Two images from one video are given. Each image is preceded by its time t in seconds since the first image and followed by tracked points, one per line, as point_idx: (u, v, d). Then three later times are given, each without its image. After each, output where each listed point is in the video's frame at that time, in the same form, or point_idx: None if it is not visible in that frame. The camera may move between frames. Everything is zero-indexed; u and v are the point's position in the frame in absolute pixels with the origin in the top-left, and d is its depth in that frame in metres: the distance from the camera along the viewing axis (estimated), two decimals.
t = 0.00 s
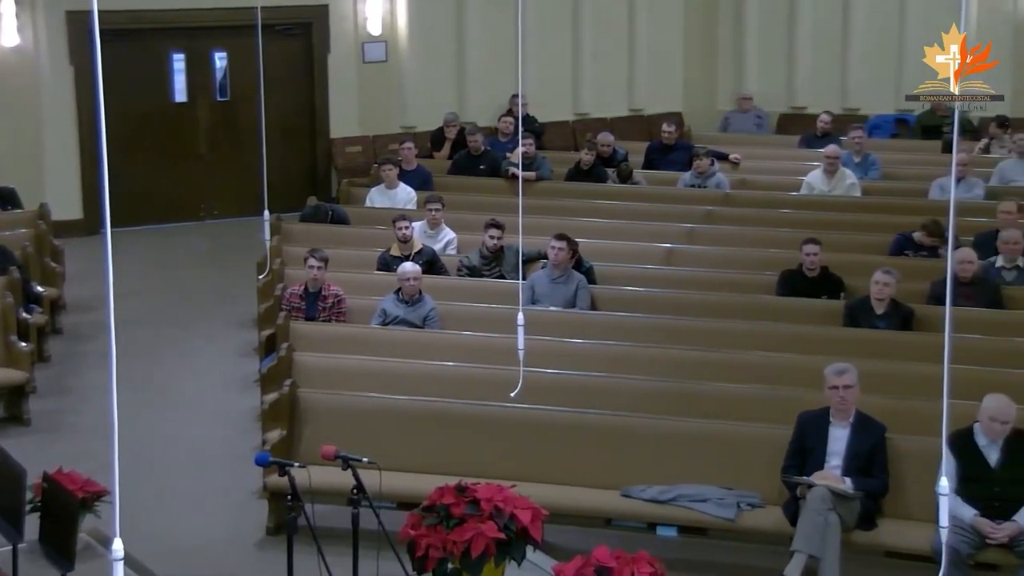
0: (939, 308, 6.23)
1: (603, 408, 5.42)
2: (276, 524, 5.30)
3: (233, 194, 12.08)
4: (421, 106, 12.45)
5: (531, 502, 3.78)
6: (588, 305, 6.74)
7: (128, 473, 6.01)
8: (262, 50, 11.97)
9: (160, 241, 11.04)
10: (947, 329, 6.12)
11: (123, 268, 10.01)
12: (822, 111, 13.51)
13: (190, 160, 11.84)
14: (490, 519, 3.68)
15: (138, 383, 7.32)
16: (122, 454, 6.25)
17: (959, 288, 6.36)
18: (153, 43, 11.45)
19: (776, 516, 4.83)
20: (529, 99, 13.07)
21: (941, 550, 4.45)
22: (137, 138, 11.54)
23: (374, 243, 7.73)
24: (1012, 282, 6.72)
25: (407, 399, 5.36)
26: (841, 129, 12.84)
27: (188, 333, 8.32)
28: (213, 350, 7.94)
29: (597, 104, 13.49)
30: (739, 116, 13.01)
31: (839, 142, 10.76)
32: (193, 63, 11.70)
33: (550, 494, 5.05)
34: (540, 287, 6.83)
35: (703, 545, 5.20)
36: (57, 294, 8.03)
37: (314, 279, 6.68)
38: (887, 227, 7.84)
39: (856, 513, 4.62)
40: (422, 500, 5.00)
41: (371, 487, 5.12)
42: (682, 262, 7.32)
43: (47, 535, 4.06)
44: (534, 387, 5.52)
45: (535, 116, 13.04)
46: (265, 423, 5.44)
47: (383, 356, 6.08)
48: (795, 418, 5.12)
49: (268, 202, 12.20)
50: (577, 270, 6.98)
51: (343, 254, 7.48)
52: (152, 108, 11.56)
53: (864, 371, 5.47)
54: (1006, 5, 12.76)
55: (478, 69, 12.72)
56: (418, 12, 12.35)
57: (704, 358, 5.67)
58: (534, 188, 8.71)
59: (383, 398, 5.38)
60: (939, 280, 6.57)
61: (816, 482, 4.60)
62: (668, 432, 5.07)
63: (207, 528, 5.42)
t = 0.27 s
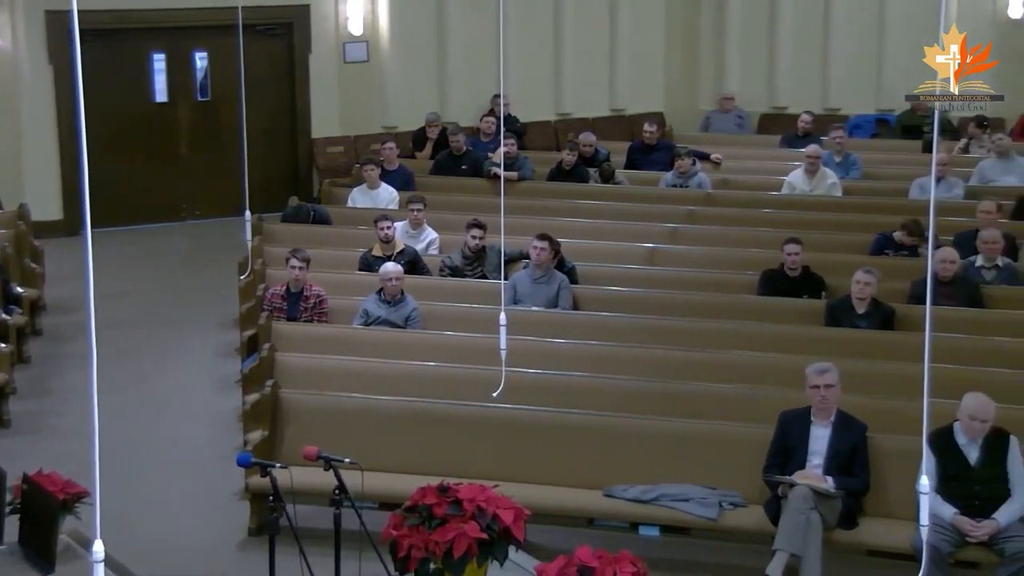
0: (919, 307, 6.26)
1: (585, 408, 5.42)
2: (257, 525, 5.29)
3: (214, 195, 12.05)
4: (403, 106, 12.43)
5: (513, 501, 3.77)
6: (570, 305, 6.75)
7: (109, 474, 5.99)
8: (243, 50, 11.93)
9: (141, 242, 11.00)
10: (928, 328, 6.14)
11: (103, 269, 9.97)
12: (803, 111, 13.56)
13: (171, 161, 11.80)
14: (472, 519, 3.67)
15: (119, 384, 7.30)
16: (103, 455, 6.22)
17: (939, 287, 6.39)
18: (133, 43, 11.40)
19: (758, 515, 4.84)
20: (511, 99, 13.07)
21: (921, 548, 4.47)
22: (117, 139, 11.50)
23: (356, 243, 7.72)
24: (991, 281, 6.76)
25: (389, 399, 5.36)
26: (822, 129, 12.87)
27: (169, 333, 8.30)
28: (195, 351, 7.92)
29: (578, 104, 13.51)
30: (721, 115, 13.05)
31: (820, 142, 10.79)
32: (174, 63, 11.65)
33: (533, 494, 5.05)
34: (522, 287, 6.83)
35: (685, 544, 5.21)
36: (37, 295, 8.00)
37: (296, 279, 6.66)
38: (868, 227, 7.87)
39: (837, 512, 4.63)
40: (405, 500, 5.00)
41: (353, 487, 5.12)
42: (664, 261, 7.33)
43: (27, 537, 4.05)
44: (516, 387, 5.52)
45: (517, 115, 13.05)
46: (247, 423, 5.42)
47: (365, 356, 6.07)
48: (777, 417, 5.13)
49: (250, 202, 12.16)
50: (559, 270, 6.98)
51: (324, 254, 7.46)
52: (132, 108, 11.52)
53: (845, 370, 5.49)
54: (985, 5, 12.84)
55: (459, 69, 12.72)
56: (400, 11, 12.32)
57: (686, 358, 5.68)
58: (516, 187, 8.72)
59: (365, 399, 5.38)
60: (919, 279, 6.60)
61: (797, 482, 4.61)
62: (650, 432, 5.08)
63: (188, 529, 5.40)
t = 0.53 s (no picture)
0: (900, 307, 6.28)
1: (567, 408, 5.42)
2: (239, 526, 5.28)
3: (196, 195, 12.01)
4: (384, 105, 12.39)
5: (496, 502, 3.74)
6: (552, 305, 6.75)
7: (90, 475, 5.97)
8: (223, 50, 11.89)
9: (122, 243, 10.95)
10: (907, 327, 6.17)
11: (84, 270, 9.92)
12: (784, 111, 13.60)
13: (152, 161, 11.76)
14: (454, 519, 3.63)
15: (99, 385, 7.26)
16: (82, 457, 6.19)
17: (919, 286, 6.42)
18: (113, 43, 11.36)
19: (740, 514, 4.86)
20: (492, 98, 13.07)
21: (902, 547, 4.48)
22: (97, 138, 11.46)
23: (338, 243, 7.71)
24: (971, 280, 6.79)
25: (370, 400, 5.35)
26: (803, 129, 12.90)
27: (149, 334, 8.26)
28: (176, 352, 7.89)
29: (560, 105, 13.53)
30: (702, 115, 13.08)
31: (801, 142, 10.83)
32: (155, 63, 11.60)
33: (516, 494, 5.05)
34: (504, 287, 6.83)
35: (668, 543, 5.22)
36: (16, 296, 7.96)
37: (277, 280, 6.65)
38: (850, 227, 7.89)
39: (818, 511, 4.65)
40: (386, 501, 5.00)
41: (335, 487, 5.11)
42: (647, 261, 7.34)
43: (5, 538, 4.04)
44: (498, 387, 5.52)
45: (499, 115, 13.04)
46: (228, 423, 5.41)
47: (347, 356, 6.06)
48: (759, 416, 5.14)
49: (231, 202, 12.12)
50: (540, 270, 6.99)
51: (306, 254, 7.45)
52: (112, 108, 11.48)
53: (826, 369, 5.51)
54: (964, 6, 12.91)
55: (441, 68, 12.69)
56: (382, 11, 12.30)
57: (667, 357, 5.69)
58: (498, 187, 8.72)
59: (345, 399, 5.37)
60: (899, 278, 6.63)
61: (779, 481, 4.63)
62: (632, 431, 5.09)
63: (169, 531, 5.38)
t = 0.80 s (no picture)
0: (879, 306, 6.30)
1: (547, 408, 5.43)
2: (220, 527, 5.26)
3: (176, 195, 11.98)
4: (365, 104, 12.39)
5: (478, 502, 3.73)
6: (534, 305, 6.76)
7: (69, 477, 5.94)
8: (203, 50, 11.85)
9: (102, 243, 10.91)
10: (887, 327, 6.19)
11: (64, 270, 9.88)
12: (764, 111, 13.63)
13: (133, 161, 11.72)
14: (436, 519, 3.62)
15: (79, 386, 7.23)
16: (61, 458, 6.16)
17: (899, 286, 6.45)
18: (93, 43, 11.31)
19: (721, 514, 4.86)
20: (473, 97, 13.09)
21: (881, 545, 4.50)
22: (78, 138, 11.42)
23: (320, 244, 7.69)
24: (950, 280, 6.82)
25: (352, 400, 5.34)
26: (783, 129, 12.91)
27: (130, 335, 8.23)
28: (156, 352, 7.86)
29: (541, 104, 13.53)
30: (683, 116, 13.10)
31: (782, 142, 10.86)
32: (135, 63, 11.56)
33: (497, 494, 5.05)
34: (485, 287, 6.83)
35: (649, 543, 5.23)
36: None
37: (258, 280, 6.64)
38: (831, 226, 7.92)
39: (799, 510, 4.66)
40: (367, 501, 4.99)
41: (316, 488, 5.10)
42: (628, 261, 7.36)
43: None
44: (479, 387, 5.52)
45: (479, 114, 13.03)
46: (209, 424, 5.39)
47: (329, 356, 6.05)
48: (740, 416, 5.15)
49: (211, 203, 12.08)
50: (522, 270, 7.00)
51: (287, 254, 7.44)
52: (91, 108, 11.43)
53: (806, 368, 5.53)
54: (942, 6, 12.97)
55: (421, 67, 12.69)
56: (361, 11, 12.30)
57: (648, 356, 5.70)
58: (479, 187, 8.72)
59: (327, 400, 5.36)
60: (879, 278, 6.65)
61: (760, 480, 4.64)
62: (613, 431, 5.09)
63: (148, 532, 5.36)
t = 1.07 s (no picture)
0: (860, 305, 6.33)
1: (530, 408, 5.43)
2: (202, 528, 5.24)
3: (157, 195, 11.93)
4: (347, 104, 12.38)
5: (460, 502, 3.73)
6: (516, 305, 6.76)
7: (50, 478, 5.91)
8: (184, 49, 11.80)
9: (82, 244, 10.85)
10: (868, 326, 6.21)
11: (44, 271, 9.82)
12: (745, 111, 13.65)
13: (114, 161, 11.67)
14: (418, 520, 3.61)
15: (59, 387, 7.19)
16: (40, 459, 6.13)
17: (880, 285, 6.47)
18: (73, 43, 11.25)
19: (703, 513, 4.87)
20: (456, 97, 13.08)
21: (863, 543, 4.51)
22: (57, 137, 11.37)
23: (302, 244, 7.67)
24: (931, 279, 6.85)
25: (334, 401, 5.33)
26: (765, 129, 12.93)
27: (111, 336, 8.20)
28: (137, 353, 7.83)
29: (523, 104, 13.53)
30: (665, 115, 13.12)
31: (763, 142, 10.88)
32: (115, 63, 11.51)
33: (480, 494, 5.05)
34: (468, 287, 6.83)
35: (631, 543, 5.23)
36: None
37: (240, 280, 6.62)
38: (813, 226, 7.94)
39: (781, 509, 4.68)
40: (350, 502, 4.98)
41: (298, 489, 5.09)
42: (610, 260, 7.36)
43: None
44: (462, 387, 5.52)
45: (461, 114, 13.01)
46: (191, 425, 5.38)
47: (311, 357, 6.04)
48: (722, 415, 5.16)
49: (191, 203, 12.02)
50: (504, 270, 7.00)
51: (269, 255, 7.42)
52: (70, 108, 11.39)
53: (788, 367, 5.54)
54: (922, 6, 13.03)
55: (402, 67, 12.65)
56: (343, 11, 12.29)
57: (631, 356, 5.70)
58: (461, 188, 8.71)
59: (309, 400, 5.35)
60: (860, 277, 6.67)
61: (742, 479, 4.66)
62: (595, 431, 5.10)
63: (130, 533, 5.34)
